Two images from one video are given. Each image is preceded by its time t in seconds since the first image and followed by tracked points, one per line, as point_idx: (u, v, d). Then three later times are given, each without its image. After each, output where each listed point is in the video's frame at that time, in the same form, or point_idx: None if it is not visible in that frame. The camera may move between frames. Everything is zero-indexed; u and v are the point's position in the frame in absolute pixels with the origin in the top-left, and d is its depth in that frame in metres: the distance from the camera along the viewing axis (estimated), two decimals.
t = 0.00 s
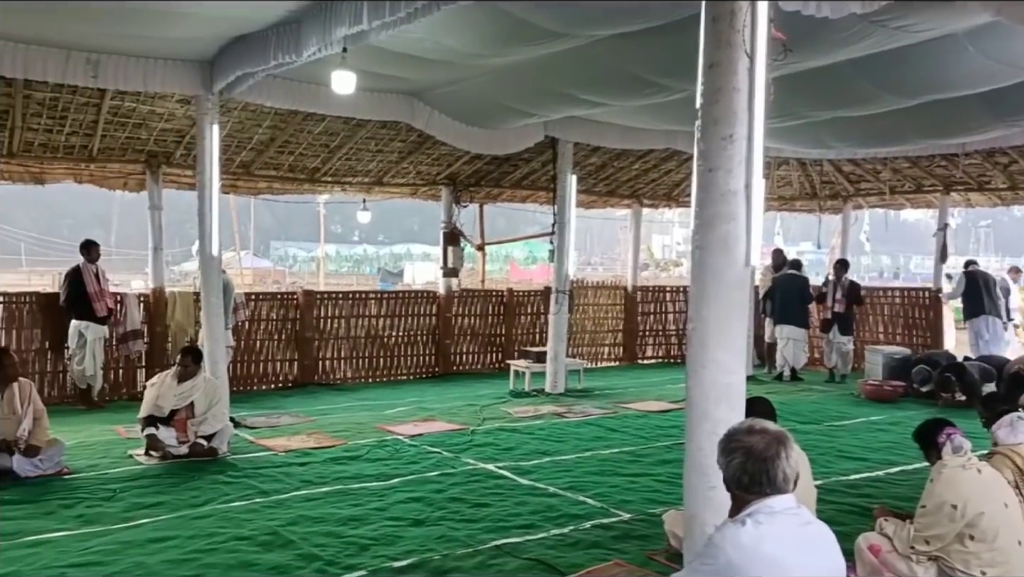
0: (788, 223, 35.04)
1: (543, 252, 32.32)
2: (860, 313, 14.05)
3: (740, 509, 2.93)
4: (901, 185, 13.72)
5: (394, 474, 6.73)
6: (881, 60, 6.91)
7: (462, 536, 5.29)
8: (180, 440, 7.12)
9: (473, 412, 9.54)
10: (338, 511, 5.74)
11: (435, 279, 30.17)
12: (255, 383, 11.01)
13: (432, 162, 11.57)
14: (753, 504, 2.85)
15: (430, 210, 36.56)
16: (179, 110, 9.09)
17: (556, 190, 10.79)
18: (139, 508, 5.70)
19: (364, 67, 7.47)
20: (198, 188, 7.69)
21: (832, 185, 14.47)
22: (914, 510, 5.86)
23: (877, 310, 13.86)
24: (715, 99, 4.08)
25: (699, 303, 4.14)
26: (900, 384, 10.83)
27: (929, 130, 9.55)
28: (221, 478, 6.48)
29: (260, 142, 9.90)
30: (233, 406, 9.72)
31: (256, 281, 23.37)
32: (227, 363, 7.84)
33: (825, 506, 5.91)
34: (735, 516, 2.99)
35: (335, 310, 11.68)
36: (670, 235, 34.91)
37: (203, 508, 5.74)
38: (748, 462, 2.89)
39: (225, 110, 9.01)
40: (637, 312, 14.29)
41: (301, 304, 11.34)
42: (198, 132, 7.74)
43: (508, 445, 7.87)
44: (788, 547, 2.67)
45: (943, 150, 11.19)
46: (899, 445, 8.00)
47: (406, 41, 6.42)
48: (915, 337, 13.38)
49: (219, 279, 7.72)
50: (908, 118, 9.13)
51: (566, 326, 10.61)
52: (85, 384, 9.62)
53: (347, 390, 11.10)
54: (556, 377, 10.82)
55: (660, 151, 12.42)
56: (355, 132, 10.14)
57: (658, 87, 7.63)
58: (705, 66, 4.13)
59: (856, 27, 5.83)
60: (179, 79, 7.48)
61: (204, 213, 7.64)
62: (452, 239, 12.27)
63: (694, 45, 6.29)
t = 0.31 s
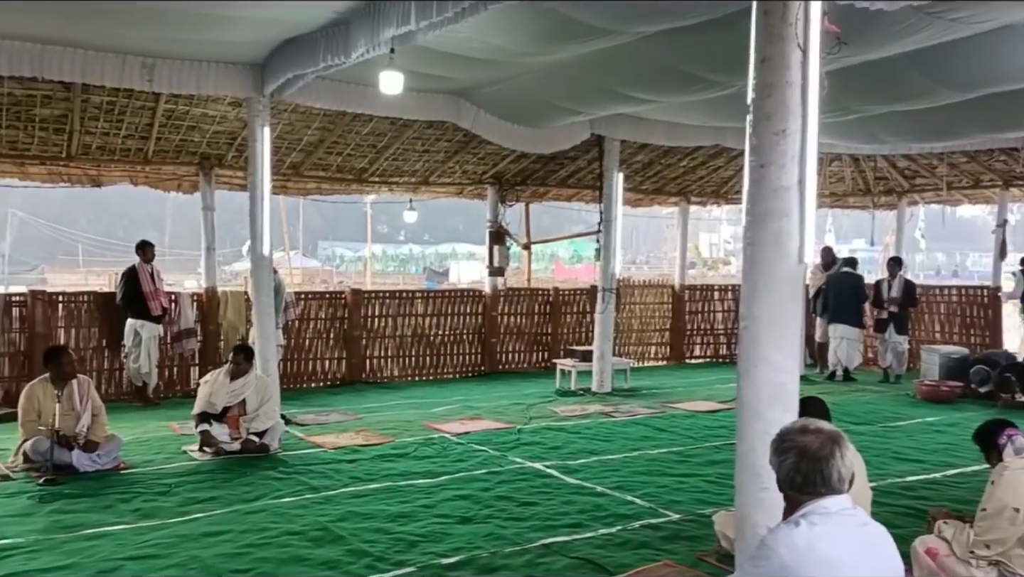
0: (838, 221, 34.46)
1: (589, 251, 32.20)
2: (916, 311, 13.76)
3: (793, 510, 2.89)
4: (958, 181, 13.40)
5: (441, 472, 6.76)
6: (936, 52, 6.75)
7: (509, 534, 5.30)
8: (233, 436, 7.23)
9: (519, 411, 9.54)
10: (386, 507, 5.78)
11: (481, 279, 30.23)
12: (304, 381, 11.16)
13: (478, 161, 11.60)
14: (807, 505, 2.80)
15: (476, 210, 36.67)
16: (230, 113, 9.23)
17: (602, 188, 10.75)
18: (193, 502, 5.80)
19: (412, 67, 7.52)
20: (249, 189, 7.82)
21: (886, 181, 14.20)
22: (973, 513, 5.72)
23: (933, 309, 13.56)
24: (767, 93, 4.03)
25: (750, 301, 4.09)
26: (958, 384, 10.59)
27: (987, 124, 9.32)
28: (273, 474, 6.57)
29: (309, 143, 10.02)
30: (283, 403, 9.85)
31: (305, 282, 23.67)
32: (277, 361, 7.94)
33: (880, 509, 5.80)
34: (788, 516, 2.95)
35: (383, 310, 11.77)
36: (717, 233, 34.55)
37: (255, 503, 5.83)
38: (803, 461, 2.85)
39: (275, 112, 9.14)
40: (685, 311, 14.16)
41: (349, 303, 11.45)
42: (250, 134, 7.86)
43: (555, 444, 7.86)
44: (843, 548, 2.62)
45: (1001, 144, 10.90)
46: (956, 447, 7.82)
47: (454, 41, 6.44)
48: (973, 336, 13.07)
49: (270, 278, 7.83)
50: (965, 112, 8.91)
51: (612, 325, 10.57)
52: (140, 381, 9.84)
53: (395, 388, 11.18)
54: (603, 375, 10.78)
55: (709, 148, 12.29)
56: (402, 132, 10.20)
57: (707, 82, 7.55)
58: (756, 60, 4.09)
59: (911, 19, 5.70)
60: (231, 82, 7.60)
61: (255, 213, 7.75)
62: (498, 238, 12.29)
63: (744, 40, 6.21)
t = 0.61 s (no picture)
0: (895, 218, 33.76)
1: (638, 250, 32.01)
2: (977, 310, 13.42)
3: (854, 512, 2.82)
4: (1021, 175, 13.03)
5: (492, 471, 6.78)
6: (998, 43, 6.58)
7: (561, 534, 5.29)
8: (287, 434, 7.34)
9: (570, 410, 9.52)
10: (438, 505, 5.82)
11: (530, 278, 30.23)
12: (356, 380, 11.28)
13: (527, 160, 11.60)
14: (868, 507, 2.74)
15: (525, 209, 36.70)
16: (284, 116, 9.36)
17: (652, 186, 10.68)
18: (249, 498, 5.90)
19: (462, 67, 7.55)
20: (302, 190, 7.92)
21: (946, 176, 13.86)
22: None
23: (995, 307, 13.21)
24: (824, 88, 3.96)
25: (808, 299, 4.02)
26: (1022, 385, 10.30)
27: None
28: (326, 471, 6.65)
29: (360, 145, 10.12)
30: (335, 402, 9.97)
31: (355, 282, 23.94)
32: (330, 360, 8.03)
33: (942, 512, 5.67)
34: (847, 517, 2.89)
35: (433, 309, 11.84)
36: (770, 231, 34.08)
37: (309, 500, 5.90)
38: (862, 461, 2.79)
39: (327, 115, 9.24)
40: (737, 310, 13.99)
41: (400, 303, 11.54)
42: (302, 137, 7.96)
43: (606, 444, 7.82)
44: (906, 550, 2.56)
45: None
46: (1022, 449, 7.60)
47: (504, 40, 6.44)
48: None
49: (322, 278, 7.92)
50: None
51: (663, 324, 10.49)
52: (197, 379, 10.03)
53: (445, 388, 11.24)
54: (653, 375, 10.71)
55: (761, 145, 12.12)
56: (451, 132, 10.24)
57: (760, 77, 7.45)
58: (813, 54, 4.02)
59: (973, 10, 5.56)
60: (284, 85, 7.70)
61: (308, 214, 7.85)
62: (547, 237, 12.27)
63: (798, 34, 6.12)
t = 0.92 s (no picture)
0: (938, 215, 33.16)
1: (675, 249, 31.80)
2: None
3: (899, 514, 2.78)
4: None
5: (530, 470, 6.77)
6: None
7: (600, 534, 5.27)
8: (327, 431, 7.41)
9: (607, 410, 9.48)
10: (476, 504, 5.83)
11: (566, 277, 30.17)
12: (393, 379, 11.35)
13: (563, 159, 11.58)
14: (914, 507, 2.70)
15: (562, 208, 36.64)
16: (322, 117, 9.44)
17: (690, 184, 10.62)
18: (290, 495, 5.96)
19: (499, 67, 7.56)
20: (340, 191, 7.98)
21: (993, 172, 13.58)
22: None
23: None
24: (869, 82, 3.90)
25: (852, 297, 3.96)
26: None
27: None
28: (365, 469, 6.70)
29: (397, 145, 10.18)
30: (373, 401, 10.03)
31: (393, 282, 24.07)
32: (368, 359, 8.08)
33: (990, 514, 5.56)
34: (893, 519, 2.85)
35: (470, 308, 11.87)
36: (810, 229, 33.64)
37: (349, 497, 5.95)
38: (906, 461, 2.75)
39: (365, 116, 9.31)
40: (777, 310, 13.84)
41: (436, 302, 11.58)
42: (341, 138, 8.02)
43: (644, 444, 7.78)
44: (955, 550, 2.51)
45: None
46: None
47: (541, 39, 6.44)
48: None
49: (360, 278, 7.98)
50: None
51: (701, 323, 10.42)
52: (238, 378, 10.16)
53: (481, 387, 11.26)
54: (692, 375, 10.63)
55: (802, 141, 11.97)
56: (487, 132, 10.24)
57: (801, 73, 7.36)
58: (857, 49, 3.96)
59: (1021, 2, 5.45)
60: (323, 87, 7.77)
61: (347, 215, 7.91)
62: (583, 236, 12.23)
63: (840, 29, 6.03)
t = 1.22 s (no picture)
0: (981, 212, 32.54)
1: (711, 246, 31.55)
2: None
3: (942, 515, 2.72)
4: None
5: (565, 468, 6.76)
6: None
7: (636, 532, 5.24)
8: (362, 428, 7.48)
9: (642, 408, 9.43)
10: (511, 501, 5.82)
11: (600, 275, 30.07)
12: (428, 376, 11.40)
13: (598, 156, 11.53)
14: (957, 507, 2.65)
15: (597, 206, 36.52)
16: (358, 116, 9.49)
17: (727, 181, 10.53)
18: (327, 490, 6.00)
19: (535, 64, 7.54)
20: (376, 188, 8.02)
21: None
22: None
23: None
24: (914, 76, 3.83)
25: (895, 294, 3.90)
26: None
27: None
28: (400, 465, 6.72)
29: (432, 143, 10.21)
30: (408, 398, 10.08)
31: (427, 280, 24.16)
32: (403, 355, 8.12)
33: None
34: (937, 519, 2.79)
35: (504, 306, 11.88)
36: (849, 226, 33.17)
37: (384, 493, 5.98)
38: (951, 460, 2.69)
39: (400, 114, 9.35)
40: (815, 308, 13.68)
41: (470, 299, 11.59)
42: (376, 136, 8.06)
43: (680, 443, 7.73)
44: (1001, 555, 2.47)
45: None
46: None
47: (577, 36, 6.41)
48: None
49: (395, 275, 8.01)
50: None
51: (738, 322, 10.32)
52: (275, 374, 10.26)
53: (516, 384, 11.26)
54: (728, 374, 10.54)
55: (841, 137, 11.81)
56: (522, 129, 10.22)
57: (842, 67, 7.25)
58: (901, 41, 3.89)
59: None
60: (359, 85, 7.82)
61: (382, 212, 7.94)
62: (618, 234, 12.17)
63: (882, 22, 5.93)
